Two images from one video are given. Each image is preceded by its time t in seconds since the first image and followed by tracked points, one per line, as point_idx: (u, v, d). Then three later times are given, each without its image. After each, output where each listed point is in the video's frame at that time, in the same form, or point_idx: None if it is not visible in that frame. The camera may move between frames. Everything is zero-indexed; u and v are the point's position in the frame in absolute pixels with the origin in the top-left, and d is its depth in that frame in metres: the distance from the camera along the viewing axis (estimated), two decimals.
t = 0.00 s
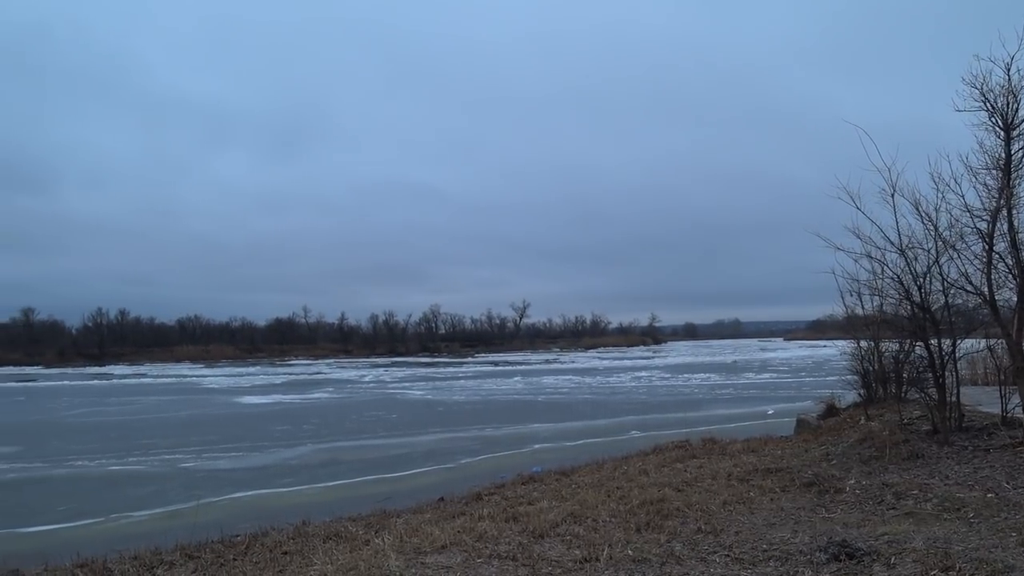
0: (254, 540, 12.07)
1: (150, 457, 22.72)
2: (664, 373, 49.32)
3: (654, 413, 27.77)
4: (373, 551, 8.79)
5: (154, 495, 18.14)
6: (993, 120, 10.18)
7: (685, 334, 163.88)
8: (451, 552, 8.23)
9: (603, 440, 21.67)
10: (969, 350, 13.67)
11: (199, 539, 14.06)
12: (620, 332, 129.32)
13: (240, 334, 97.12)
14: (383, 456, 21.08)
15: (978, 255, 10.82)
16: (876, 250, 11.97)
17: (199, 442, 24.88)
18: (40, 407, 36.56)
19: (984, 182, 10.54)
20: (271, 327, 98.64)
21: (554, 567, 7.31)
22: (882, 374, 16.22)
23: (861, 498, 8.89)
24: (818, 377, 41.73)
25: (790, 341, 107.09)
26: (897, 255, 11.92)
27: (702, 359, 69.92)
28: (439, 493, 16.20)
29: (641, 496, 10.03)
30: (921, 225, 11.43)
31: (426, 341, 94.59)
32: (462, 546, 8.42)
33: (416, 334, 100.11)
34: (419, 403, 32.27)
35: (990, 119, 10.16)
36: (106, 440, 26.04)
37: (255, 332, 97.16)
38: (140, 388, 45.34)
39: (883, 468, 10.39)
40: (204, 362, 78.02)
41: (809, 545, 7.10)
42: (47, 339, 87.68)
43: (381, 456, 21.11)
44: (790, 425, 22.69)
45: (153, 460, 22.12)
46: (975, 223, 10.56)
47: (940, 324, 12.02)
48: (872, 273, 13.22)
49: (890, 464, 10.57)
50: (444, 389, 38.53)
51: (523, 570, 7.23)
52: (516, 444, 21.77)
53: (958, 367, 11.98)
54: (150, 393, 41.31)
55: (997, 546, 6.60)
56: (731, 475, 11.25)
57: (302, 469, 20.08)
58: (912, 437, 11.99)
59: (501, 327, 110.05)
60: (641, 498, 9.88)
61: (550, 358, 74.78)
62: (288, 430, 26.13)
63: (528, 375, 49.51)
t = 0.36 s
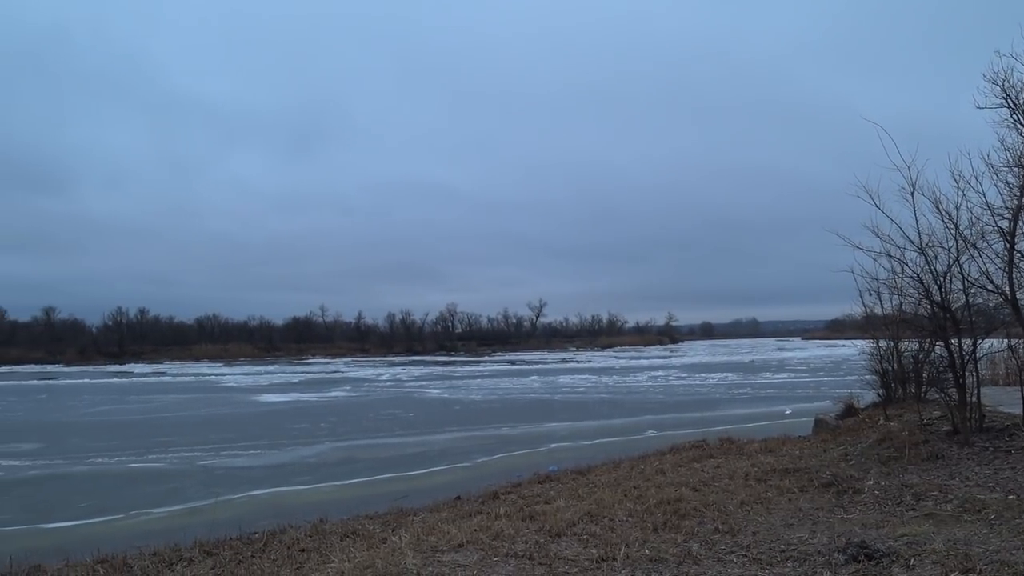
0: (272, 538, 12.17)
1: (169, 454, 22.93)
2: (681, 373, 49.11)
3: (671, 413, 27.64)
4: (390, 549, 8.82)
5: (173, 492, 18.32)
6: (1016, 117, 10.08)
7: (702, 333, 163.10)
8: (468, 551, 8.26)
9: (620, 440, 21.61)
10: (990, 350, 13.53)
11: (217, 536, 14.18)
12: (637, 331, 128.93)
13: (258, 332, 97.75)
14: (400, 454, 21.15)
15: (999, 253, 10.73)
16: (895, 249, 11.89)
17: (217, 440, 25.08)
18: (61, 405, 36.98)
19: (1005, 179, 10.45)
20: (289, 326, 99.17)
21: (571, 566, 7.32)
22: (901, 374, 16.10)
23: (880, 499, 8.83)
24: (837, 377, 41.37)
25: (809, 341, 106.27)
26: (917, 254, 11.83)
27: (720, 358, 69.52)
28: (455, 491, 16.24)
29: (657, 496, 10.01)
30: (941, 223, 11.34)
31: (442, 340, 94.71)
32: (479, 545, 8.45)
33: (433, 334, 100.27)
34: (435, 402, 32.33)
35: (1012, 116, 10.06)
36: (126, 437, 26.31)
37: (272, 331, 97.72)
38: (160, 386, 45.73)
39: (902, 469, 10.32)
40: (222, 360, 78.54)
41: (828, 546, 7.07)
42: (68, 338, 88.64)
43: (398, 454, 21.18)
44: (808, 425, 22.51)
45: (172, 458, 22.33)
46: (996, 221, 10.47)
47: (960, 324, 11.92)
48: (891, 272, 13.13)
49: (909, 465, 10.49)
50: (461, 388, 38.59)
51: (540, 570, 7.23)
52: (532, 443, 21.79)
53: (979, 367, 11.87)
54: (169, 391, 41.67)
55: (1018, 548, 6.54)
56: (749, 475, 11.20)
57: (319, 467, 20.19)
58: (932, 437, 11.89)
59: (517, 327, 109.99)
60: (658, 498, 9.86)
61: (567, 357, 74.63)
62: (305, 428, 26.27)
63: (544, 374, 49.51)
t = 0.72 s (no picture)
0: (289, 538, 12.25)
1: (187, 454, 23.14)
2: (697, 373, 48.94)
3: (688, 413, 27.56)
4: (407, 550, 8.87)
5: (191, 492, 18.48)
6: None
7: (718, 334, 162.39)
8: (483, 551, 8.29)
9: (636, 440, 21.58)
10: (1009, 349, 13.41)
11: (235, 535, 14.30)
12: (653, 332, 128.57)
13: (274, 333, 98.37)
14: (416, 455, 21.23)
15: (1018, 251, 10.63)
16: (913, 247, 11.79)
17: (235, 440, 25.28)
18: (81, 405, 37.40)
19: None
20: (305, 327, 99.70)
21: (587, 567, 7.33)
22: (919, 374, 16.00)
23: (898, 499, 8.78)
24: (855, 377, 41.08)
25: (826, 341, 105.52)
26: (935, 252, 11.74)
27: (736, 359, 69.20)
28: (471, 492, 16.30)
29: (674, 497, 9.99)
30: (959, 221, 11.25)
31: (458, 341, 94.88)
32: (495, 545, 8.49)
33: (448, 334, 100.47)
34: (451, 402, 32.41)
35: None
36: (145, 438, 26.57)
37: (288, 332, 98.28)
38: (178, 387, 46.14)
39: (920, 470, 10.24)
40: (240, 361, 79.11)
41: (846, 548, 7.03)
42: (87, 340, 89.58)
43: (414, 455, 21.27)
44: (826, 425, 22.38)
45: (190, 458, 22.53)
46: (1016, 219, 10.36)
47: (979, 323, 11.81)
48: (909, 271, 13.04)
49: (928, 466, 10.42)
50: (476, 389, 38.69)
51: (556, 570, 7.26)
52: (547, 444, 21.82)
53: (998, 367, 11.75)
54: (187, 392, 42.04)
55: None
56: (765, 475, 11.16)
57: (335, 467, 20.31)
58: (951, 438, 11.80)
59: (533, 327, 110.02)
60: (674, 498, 9.84)
61: (582, 358, 74.57)
62: (321, 429, 26.41)
63: (559, 374, 49.51)
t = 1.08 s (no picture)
0: (303, 537, 12.32)
1: (202, 454, 23.31)
2: (712, 375, 48.79)
3: (702, 415, 27.50)
4: (420, 550, 8.91)
5: (206, 492, 18.62)
6: None
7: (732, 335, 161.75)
8: (496, 552, 8.31)
9: (649, 442, 21.55)
10: None
11: (249, 534, 14.41)
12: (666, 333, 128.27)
13: (288, 334, 98.88)
14: (429, 456, 21.30)
15: None
16: (928, 248, 11.72)
17: (250, 440, 25.44)
18: (97, 405, 37.75)
19: None
20: (318, 328, 100.11)
21: (600, 568, 7.34)
22: (935, 375, 15.90)
23: (914, 502, 8.73)
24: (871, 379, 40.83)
25: (841, 342, 104.83)
26: (951, 254, 11.67)
27: (751, 360, 68.90)
28: (484, 493, 16.35)
29: (687, 499, 9.96)
30: (975, 222, 11.18)
31: (471, 342, 95.03)
32: (507, 546, 8.51)
33: (461, 335, 100.59)
34: (464, 403, 32.46)
35: None
36: (160, 437, 26.78)
37: (302, 332, 98.73)
38: (193, 387, 46.47)
39: (936, 473, 10.18)
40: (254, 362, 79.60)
41: (861, 551, 7.01)
42: (103, 340, 90.34)
43: (427, 455, 21.34)
44: (841, 427, 22.26)
45: (205, 458, 22.69)
46: None
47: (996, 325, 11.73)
48: (924, 272, 12.97)
49: (943, 469, 10.35)
50: (490, 390, 38.73)
51: (568, 571, 7.28)
52: (560, 445, 21.82)
53: (1015, 370, 11.66)
54: (203, 392, 42.32)
55: None
56: (779, 478, 11.13)
57: (349, 468, 20.41)
58: (967, 441, 11.71)
59: (546, 328, 110.01)
60: (687, 501, 9.83)
61: (595, 360, 74.48)
62: (335, 429, 26.53)
63: (573, 375, 49.50)
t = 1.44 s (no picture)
0: (318, 536, 12.38)
1: (217, 453, 23.48)
2: (726, 375, 48.59)
3: (717, 415, 27.41)
4: (435, 549, 8.95)
5: (221, 491, 18.76)
6: None
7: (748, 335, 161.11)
8: (510, 552, 8.34)
9: (663, 442, 21.50)
10: None
11: (264, 534, 14.50)
12: (681, 333, 127.84)
13: (303, 334, 99.35)
14: (444, 455, 21.36)
15: None
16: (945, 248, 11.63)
17: (265, 439, 25.59)
18: (115, 405, 38.06)
19: None
20: (333, 328, 100.48)
21: (614, 568, 7.35)
22: (952, 376, 15.78)
23: (931, 504, 8.68)
24: (888, 379, 40.54)
25: (857, 343, 104.10)
26: (968, 253, 11.58)
27: (767, 360, 68.58)
28: (499, 493, 16.37)
29: (702, 499, 9.95)
30: (993, 221, 11.08)
31: (485, 342, 95.12)
32: (522, 545, 8.54)
33: (475, 335, 100.62)
34: (479, 403, 32.49)
35: None
36: (177, 437, 26.99)
37: (317, 332, 99.11)
38: (209, 387, 46.79)
39: (953, 474, 10.12)
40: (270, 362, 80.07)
41: (877, 552, 6.99)
42: (120, 340, 91.07)
43: (442, 455, 21.39)
44: (857, 428, 22.10)
45: (221, 457, 22.84)
46: None
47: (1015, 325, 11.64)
48: (942, 271, 12.86)
49: (961, 470, 10.28)
50: (504, 390, 38.74)
51: (583, 571, 7.31)
52: (574, 445, 21.80)
53: None
54: (219, 392, 42.58)
55: None
56: (795, 478, 11.08)
57: (364, 467, 20.48)
58: (985, 442, 11.62)
59: (560, 328, 109.96)
60: (701, 501, 9.83)
61: (609, 360, 74.33)
62: (350, 429, 26.64)
63: (587, 376, 49.43)
